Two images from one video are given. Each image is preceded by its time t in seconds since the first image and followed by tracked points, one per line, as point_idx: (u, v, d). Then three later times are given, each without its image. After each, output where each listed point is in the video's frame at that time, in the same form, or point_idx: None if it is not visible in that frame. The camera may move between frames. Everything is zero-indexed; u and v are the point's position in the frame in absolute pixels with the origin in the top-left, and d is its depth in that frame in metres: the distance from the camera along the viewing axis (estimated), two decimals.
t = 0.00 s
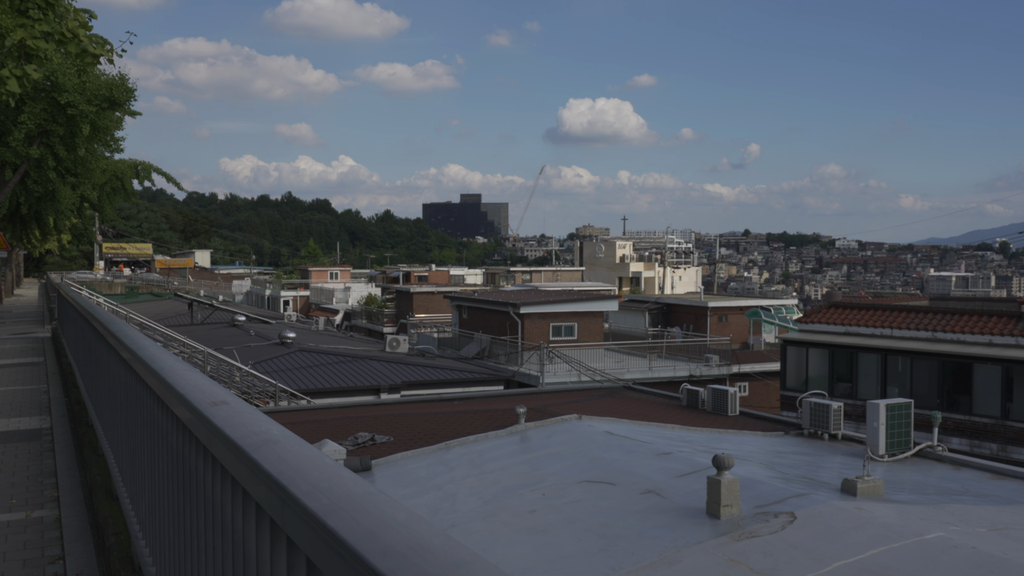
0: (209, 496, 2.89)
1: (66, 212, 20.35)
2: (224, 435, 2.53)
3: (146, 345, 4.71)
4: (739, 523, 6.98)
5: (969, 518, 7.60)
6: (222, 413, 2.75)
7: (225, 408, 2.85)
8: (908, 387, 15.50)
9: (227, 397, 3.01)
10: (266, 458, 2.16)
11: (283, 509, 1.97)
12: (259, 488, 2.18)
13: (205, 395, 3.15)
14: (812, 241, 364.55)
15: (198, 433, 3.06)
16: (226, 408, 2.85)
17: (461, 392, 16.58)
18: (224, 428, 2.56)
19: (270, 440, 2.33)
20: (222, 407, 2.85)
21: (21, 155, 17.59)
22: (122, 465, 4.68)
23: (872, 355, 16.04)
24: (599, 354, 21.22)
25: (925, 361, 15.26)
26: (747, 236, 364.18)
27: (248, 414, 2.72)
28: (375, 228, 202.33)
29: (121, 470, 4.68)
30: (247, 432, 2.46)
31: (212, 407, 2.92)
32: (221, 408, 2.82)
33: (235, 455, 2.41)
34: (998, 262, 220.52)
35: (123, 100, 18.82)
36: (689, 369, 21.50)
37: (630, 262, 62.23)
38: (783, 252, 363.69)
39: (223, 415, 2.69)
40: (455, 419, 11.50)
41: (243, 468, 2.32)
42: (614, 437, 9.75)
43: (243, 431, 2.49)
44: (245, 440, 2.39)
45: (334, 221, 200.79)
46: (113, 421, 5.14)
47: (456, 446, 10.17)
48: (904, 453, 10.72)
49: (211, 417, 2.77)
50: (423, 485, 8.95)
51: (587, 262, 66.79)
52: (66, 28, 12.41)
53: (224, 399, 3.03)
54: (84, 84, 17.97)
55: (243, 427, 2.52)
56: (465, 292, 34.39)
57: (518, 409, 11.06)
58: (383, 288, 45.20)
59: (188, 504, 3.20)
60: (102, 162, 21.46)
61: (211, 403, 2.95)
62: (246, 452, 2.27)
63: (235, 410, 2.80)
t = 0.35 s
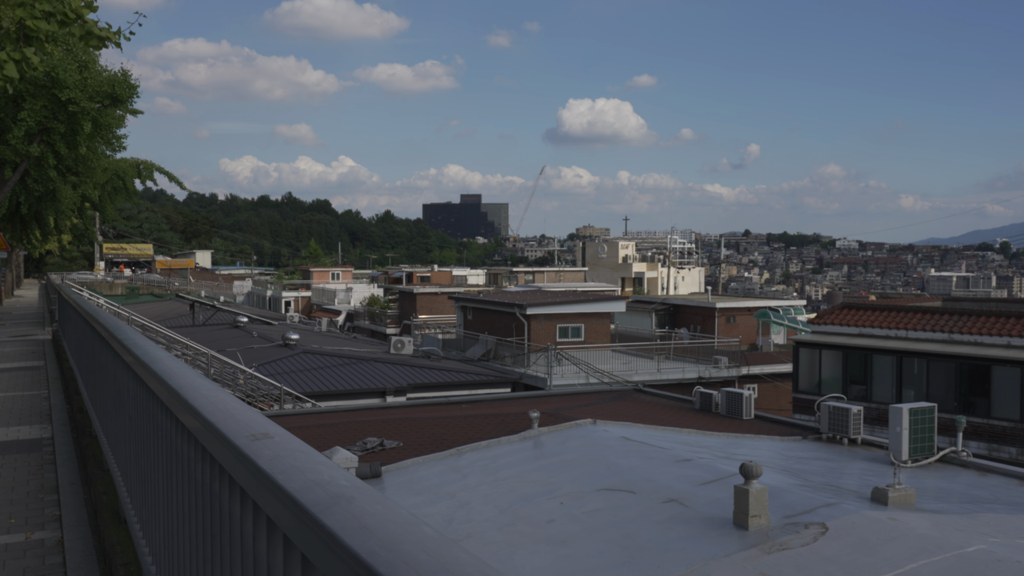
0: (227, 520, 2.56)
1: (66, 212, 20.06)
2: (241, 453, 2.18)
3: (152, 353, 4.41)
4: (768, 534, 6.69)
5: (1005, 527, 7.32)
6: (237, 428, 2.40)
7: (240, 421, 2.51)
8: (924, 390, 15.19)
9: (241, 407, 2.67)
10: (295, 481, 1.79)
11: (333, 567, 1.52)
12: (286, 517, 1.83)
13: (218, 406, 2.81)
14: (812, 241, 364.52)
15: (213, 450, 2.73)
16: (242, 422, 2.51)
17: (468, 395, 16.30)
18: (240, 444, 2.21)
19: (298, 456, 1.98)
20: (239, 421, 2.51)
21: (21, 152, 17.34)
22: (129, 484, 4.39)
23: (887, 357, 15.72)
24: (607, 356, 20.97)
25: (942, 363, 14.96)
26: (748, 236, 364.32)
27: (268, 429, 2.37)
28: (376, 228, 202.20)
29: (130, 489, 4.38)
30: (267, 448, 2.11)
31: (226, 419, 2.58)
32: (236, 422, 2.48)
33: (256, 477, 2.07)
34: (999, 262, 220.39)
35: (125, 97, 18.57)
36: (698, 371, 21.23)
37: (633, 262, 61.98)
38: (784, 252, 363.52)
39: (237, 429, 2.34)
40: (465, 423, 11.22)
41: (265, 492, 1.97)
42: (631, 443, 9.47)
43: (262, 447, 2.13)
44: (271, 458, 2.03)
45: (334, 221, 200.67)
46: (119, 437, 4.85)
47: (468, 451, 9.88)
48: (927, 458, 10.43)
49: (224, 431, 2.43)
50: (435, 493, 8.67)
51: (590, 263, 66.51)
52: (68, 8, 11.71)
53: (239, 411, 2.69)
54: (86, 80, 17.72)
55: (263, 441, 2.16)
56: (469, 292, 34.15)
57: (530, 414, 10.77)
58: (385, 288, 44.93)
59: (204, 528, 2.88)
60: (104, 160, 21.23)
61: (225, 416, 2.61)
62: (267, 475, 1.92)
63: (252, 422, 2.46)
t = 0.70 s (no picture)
0: None
1: (67, 212, 19.77)
2: (268, 488, 1.87)
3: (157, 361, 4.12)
4: (799, 548, 6.40)
5: None
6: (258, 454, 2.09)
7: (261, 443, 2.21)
8: (940, 394, 14.90)
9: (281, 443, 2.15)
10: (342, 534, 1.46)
11: None
12: None
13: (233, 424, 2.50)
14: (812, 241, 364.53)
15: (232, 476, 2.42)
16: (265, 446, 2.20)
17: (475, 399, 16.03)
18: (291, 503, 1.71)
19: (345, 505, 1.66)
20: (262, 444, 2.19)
21: (21, 149, 17.10)
22: (135, 502, 4.10)
23: (902, 360, 15.41)
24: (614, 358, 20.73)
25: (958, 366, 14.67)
26: (748, 236, 364.31)
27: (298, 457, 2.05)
28: (376, 228, 201.97)
29: (136, 508, 4.10)
30: (298, 487, 1.78)
31: (245, 442, 2.27)
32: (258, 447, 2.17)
33: (290, 523, 1.76)
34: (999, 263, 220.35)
35: (128, 94, 18.32)
36: (707, 373, 20.97)
37: (635, 262, 61.75)
38: (784, 253, 363.36)
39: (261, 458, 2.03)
40: (476, 429, 10.93)
41: (299, 539, 1.65)
42: (649, 451, 9.20)
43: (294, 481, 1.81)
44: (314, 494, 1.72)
45: (335, 221, 200.58)
46: (124, 450, 4.56)
47: (480, 459, 9.60)
48: (951, 465, 10.15)
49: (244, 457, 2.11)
50: (448, 503, 8.38)
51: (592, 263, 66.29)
52: None
53: (258, 430, 2.38)
54: (88, 76, 17.45)
55: (324, 501, 1.66)
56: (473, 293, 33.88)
57: (544, 420, 10.49)
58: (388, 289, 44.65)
59: (220, 561, 2.58)
60: (106, 159, 20.96)
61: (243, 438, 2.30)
62: (307, 522, 1.60)
63: (301, 468, 1.94)
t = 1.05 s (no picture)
0: None
1: (66, 210, 19.45)
2: (295, 523, 1.51)
3: (157, 360, 3.96)
4: (831, 560, 6.10)
5: None
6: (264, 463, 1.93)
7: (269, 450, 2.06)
8: (957, 397, 14.60)
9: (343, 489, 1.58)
10: (358, 549, 1.30)
11: None
12: None
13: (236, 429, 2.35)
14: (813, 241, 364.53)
15: (237, 486, 2.27)
16: (271, 454, 2.04)
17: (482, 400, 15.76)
18: None
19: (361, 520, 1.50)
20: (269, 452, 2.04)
21: (20, 145, 16.78)
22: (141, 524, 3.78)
23: (916, 361, 15.11)
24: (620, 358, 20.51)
25: (976, 367, 14.35)
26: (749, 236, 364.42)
27: (309, 467, 1.91)
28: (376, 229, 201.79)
29: (138, 517, 3.94)
30: (368, 560, 1.24)
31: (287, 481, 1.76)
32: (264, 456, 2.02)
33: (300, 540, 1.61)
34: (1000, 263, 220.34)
35: (129, 88, 17.99)
36: (716, 374, 20.70)
37: (638, 262, 61.51)
38: (784, 253, 363.16)
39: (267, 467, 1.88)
40: (486, 433, 10.65)
41: (309, 559, 1.49)
42: (666, 456, 8.91)
43: (302, 490, 1.66)
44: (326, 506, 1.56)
45: (335, 220, 200.45)
46: (125, 456, 4.40)
47: (492, 464, 9.32)
48: (977, 470, 9.85)
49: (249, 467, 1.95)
50: (460, 510, 8.08)
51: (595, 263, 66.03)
52: None
53: (263, 436, 2.23)
54: (88, 69, 17.11)
55: None
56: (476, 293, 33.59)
57: (555, 424, 10.20)
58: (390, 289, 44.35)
59: None
60: (106, 156, 20.67)
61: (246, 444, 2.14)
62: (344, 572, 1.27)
63: (379, 527, 1.37)
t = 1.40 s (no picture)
0: None
1: (68, 209, 19.16)
2: None
3: (168, 367, 3.72)
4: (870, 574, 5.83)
5: None
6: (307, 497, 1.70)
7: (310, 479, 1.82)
8: (976, 400, 14.32)
9: None
10: None
11: None
12: None
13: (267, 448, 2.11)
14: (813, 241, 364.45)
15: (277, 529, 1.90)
16: (313, 483, 1.82)
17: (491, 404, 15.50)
18: None
19: None
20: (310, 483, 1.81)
21: (20, 142, 16.47)
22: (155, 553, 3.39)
23: (933, 363, 14.84)
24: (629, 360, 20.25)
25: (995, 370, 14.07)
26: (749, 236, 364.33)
27: (361, 505, 1.64)
28: (377, 229, 201.57)
29: (149, 536, 3.70)
30: None
31: None
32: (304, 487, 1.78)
33: None
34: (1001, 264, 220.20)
35: (132, 83, 17.70)
36: (726, 376, 20.45)
37: (641, 263, 61.24)
38: (784, 253, 363.05)
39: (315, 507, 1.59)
40: (499, 437, 10.38)
41: None
42: (688, 463, 8.64)
43: None
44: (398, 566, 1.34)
45: (335, 220, 200.23)
46: (133, 469, 4.16)
47: (507, 471, 9.03)
48: (1005, 477, 9.60)
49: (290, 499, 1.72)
50: (476, 519, 7.78)
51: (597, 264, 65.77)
52: None
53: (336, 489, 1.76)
54: (90, 65, 16.80)
55: None
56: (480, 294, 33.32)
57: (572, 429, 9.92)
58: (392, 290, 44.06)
59: None
60: (109, 155, 20.37)
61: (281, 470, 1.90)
62: None
63: None
